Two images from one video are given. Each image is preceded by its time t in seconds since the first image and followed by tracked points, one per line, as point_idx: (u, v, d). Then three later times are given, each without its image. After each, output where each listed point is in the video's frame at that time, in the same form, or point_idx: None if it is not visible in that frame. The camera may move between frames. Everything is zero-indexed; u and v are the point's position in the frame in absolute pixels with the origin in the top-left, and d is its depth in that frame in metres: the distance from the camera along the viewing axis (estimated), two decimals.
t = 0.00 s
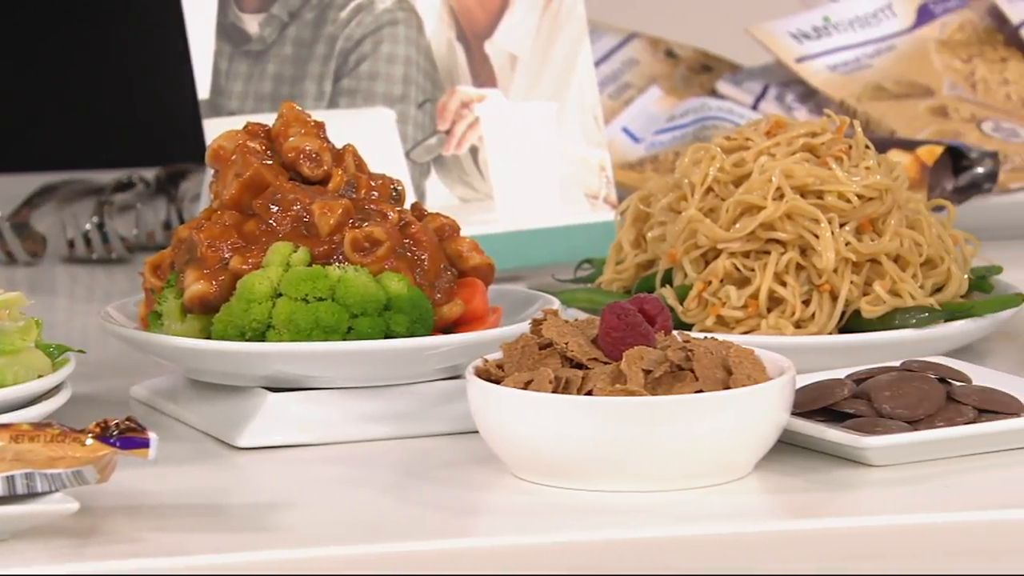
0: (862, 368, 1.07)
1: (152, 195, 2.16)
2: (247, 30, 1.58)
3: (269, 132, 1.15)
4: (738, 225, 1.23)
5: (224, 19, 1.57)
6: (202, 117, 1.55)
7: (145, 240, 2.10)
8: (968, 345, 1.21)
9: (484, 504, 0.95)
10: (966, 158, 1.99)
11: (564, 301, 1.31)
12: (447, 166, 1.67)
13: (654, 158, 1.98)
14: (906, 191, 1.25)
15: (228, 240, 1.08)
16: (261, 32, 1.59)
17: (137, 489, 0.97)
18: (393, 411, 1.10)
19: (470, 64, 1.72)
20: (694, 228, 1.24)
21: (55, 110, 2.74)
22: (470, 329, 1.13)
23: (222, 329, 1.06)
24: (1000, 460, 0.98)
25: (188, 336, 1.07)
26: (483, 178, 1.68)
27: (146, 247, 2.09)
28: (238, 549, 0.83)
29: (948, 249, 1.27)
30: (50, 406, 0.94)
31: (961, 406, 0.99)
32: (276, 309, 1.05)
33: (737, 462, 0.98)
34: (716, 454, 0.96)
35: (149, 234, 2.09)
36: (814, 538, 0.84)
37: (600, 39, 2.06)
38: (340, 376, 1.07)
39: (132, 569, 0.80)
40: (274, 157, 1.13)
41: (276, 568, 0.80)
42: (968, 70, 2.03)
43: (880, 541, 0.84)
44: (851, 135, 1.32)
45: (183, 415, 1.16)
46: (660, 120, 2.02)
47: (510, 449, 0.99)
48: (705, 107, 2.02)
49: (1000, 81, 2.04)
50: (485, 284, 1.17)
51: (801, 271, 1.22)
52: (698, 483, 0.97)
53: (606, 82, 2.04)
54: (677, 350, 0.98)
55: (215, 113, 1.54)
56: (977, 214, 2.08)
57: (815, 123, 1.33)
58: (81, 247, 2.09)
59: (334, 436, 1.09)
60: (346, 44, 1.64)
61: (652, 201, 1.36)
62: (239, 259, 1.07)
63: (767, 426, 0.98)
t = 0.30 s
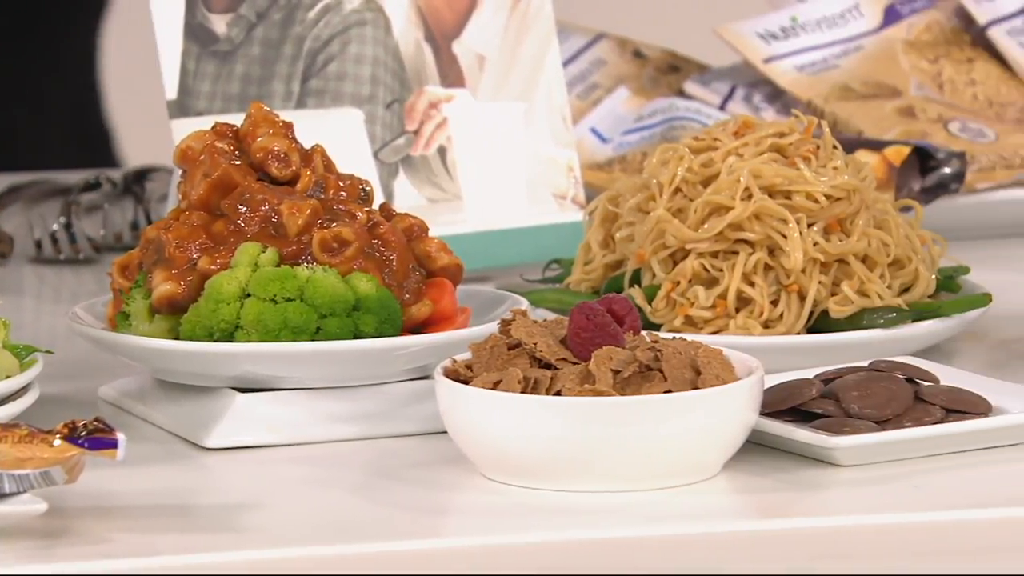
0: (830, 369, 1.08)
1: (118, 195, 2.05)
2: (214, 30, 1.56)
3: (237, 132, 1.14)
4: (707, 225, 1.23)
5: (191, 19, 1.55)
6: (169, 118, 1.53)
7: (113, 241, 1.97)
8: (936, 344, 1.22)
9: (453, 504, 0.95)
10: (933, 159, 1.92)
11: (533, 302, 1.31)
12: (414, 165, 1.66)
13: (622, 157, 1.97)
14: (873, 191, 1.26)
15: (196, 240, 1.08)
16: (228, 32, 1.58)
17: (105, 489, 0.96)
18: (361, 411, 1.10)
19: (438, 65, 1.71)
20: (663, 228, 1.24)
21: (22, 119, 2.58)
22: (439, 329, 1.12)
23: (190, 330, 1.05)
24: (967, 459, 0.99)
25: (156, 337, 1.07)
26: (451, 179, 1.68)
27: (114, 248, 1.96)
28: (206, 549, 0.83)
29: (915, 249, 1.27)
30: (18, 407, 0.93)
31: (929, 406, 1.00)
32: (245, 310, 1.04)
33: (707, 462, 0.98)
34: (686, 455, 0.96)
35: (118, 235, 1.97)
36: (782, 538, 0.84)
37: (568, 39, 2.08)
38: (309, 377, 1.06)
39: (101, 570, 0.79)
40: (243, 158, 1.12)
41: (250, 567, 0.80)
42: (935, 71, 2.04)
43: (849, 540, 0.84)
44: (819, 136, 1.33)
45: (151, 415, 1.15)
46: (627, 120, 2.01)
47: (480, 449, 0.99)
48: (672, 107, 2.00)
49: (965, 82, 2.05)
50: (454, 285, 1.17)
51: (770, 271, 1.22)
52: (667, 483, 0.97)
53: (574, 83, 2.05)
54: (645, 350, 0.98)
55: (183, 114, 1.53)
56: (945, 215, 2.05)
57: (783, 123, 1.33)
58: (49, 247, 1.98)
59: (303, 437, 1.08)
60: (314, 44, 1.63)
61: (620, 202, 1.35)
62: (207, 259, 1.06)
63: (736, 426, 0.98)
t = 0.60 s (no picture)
0: (798, 369, 1.08)
1: (84, 195, 1.98)
2: (181, 30, 1.56)
3: (204, 133, 1.13)
4: (674, 225, 1.23)
5: (158, 19, 1.56)
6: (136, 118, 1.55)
7: (79, 242, 1.96)
8: (903, 344, 1.23)
9: (421, 504, 0.95)
10: (898, 159, 1.95)
11: (500, 302, 1.30)
12: (382, 165, 1.65)
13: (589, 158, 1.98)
14: (841, 191, 1.27)
15: (164, 240, 1.07)
16: (196, 32, 1.58)
17: (73, 490, 0.95)
18: (328, 411, 1.09)
19: (406, 65, 1.70)
20: (631, 229, 1.24)
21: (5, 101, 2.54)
22: (407, 329, 1.12)
23: (158, 330, 1.04)
24: (934, 459, 0.99)
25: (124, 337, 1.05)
26: (419, 179, 1.67)
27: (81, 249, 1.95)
28: (174, 549, 0.82)
29: (883, 249, 1.28)
30: None
31: (897, 406, 1.00)
32: (212, 310, 1.03)
33: (676, 462, 0.98)
34: (655, 455, 0.96)
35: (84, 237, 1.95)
36: (749, 537, 0.85)
37: (536, 39, 2.05)
38: (277, 377, 1.06)
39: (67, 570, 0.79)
40: (210, 158, 1.11)
41: (220, 567, 0.80)
42: (902, 71, 2.05)
43: (816, 538, 0.84)
44: (787, 136, 1.33)
45: (119, 416, 1.14)
46: (596, 120, 2.01)
47: (449, 450, 0.99)
48: (640, 108, 2.02)
49: (933, 82, 2.07)
50: (422, 285, 1.17)
51: (737, 271, 1.23)
52: (637, 483, 0.97)
53: (542, 82, 2.03)
54: (614, 350, 0.98)
55: (150, 113, 1.54)
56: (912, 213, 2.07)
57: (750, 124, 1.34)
58: (13, 247, 1.96)
59: (270, 437, 1.07)
60: (282, 44, 1.63)
61: (589, 202, 1.35)
62: (175, 259, 1.06)
63: (704, 427, 0.98)
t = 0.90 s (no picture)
0: (766, 369, 1.09)
1: (52, 195, 1.96)
2: (148, 30, 1.52)
3: (172, 133, 1.12)
4: (642, 225, 1.23)
5: (125, 20, 1.50)
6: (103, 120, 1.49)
7: (47, 242, 1.94)
8: (869, 345, 1.23)
9: (390, 505, 0.94)
10: (866, 159, 1.86)
11: (468, 302, 1.30)
12: (349, 166, 1.64)
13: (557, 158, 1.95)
14: (808, 191, 1.28)
15: (131, 241, 1.06)
16: (163, 32, 1.54)
17: (40, 491, 0.94)
18: (296, 412, 1.09)
19: (373, 65, 1.69)
20: (599, 229, 1.25)
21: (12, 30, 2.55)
22: (375, 330, 1.11)
23: (125, 330, 1.04)
24: (900, 459, 1.00)
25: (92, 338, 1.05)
26: (386, 179, 1.66)
27: (48, 248, 1.93)
28: (144, 550, 0.82)
29: (850, 249, 1.29)
30: None
31: (864, 406, 1.01)
32: (180, 311, 1.02)
33: (644, 462, 0.98)
34: (623, 455, 0.96)
35: (51, 236, 1.94)
36: (717, 536, 0.85)
37: (503, 40, 2.08)
38: (244, 378, 1.05)
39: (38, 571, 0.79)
40: (177, 159, 1.10)
41: (192, 568, 0.79)
42: (868, 72, 2.07)
43: (785, 538, 0.85)
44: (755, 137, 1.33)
45: (85, 417, 1.13)
46: (563, 121, 2.00)
47: (418, 451, 0.99)
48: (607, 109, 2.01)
49: (898, 83, 2.08)
50: (389, 285, 1.16)
51: (705, 272, 1.23)
52: (605, 483, 0.98)
53: (509, 83, 2.05)
54: (582, 350, 0.98)
55: (117, 114, 1.49)
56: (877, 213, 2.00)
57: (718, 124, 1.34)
58: None
59: (238, 438, 1.07)
60: (249, 45, 1.61)
61: (556, 202, 1.35)
62: (142, 260, 1.05)
63: (672, 428, 0.98)
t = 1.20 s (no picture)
0: (732, 369, 1.09)
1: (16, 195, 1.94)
2: (115, 30, 1.51)
3: (139, 133, 1.11)
4: (609, 226, 1.24)
5: (91, 20, 1.50)
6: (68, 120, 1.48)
7: (12, 242, 1.97)
8: (836, 345, 1.24)
9: (357, 505, 0.94)
10: (832, 159, 1.87)
11: (435, 302, 1.30)
12: (316, 166, 1.64)
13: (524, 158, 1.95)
14: (774, 192, 1.28)
15: (98, 241, 1.05)
16: (129, 33, 1.53)
17: (7, 492, 0.94)
18: (263, 413, 1.08)
19: (340, 65, 1.69)
20: (566, 229, 1.25)
21: None
22: (342, 330, 1.11)
23: (91, 331, 1.03)
24: (866, 459, 1.01)
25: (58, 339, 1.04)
26: (353, 179, 1.66)
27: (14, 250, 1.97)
28: (113, 551, 0.82)
29: (817, 249, 1.30)
30: None
31: (831, 406, 1.02)
32: (146, 312, 1.02)
33: (612, 462, 0.98)
34: (592, 455, 0.96)
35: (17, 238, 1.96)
36: (684, 536, 0.86)
37: (470, 40, 2.07)
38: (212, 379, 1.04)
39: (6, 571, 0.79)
40: (144, 159, 1.10)
41: (163, 568, 0.79)
42: (834, 72, 2.07)
43: (753, 538, 0.85)
44: (721, 137, 1.34)
45: (51, 417, 1.13)
46: (529, 121, 2.01)
47: (386, 451, 0.99)
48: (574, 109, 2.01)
49: (864, 83, 2.08)
50: (357, 286, 1.16)
51: (672, 272, 1.24)
52: (574, 483, 0.98)
53: (476, 83, 2.04)
54: (550, 351, 0.98)
55: (83, 114, 1.47)
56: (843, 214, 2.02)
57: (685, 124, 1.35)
58: None
59: (204, 439, 1.06)
60: (215, 45, 1.60)
61: (523, 202, 1.35)
62: (109, 260, 1.04)
63: (639, 431, 0.98)
